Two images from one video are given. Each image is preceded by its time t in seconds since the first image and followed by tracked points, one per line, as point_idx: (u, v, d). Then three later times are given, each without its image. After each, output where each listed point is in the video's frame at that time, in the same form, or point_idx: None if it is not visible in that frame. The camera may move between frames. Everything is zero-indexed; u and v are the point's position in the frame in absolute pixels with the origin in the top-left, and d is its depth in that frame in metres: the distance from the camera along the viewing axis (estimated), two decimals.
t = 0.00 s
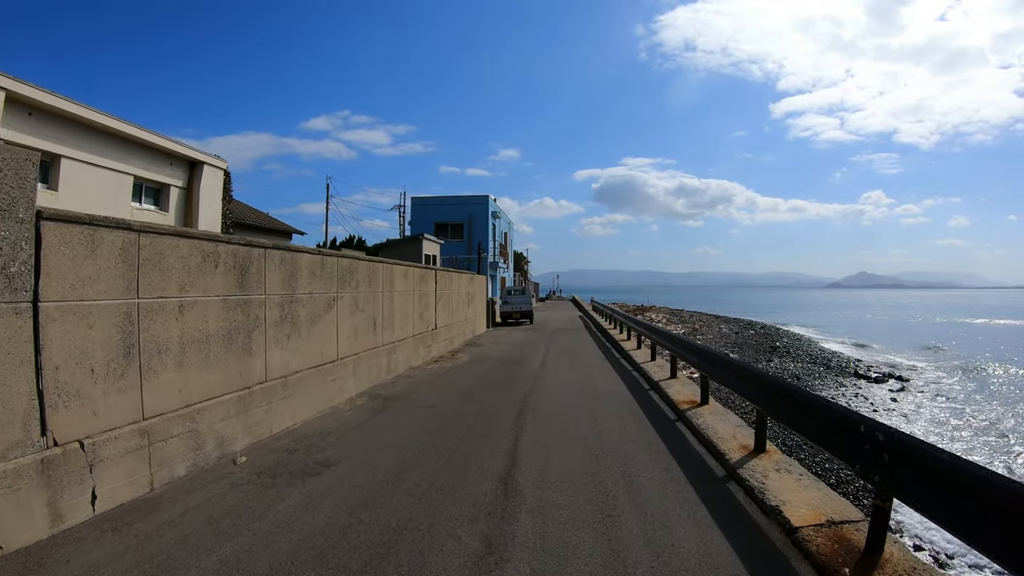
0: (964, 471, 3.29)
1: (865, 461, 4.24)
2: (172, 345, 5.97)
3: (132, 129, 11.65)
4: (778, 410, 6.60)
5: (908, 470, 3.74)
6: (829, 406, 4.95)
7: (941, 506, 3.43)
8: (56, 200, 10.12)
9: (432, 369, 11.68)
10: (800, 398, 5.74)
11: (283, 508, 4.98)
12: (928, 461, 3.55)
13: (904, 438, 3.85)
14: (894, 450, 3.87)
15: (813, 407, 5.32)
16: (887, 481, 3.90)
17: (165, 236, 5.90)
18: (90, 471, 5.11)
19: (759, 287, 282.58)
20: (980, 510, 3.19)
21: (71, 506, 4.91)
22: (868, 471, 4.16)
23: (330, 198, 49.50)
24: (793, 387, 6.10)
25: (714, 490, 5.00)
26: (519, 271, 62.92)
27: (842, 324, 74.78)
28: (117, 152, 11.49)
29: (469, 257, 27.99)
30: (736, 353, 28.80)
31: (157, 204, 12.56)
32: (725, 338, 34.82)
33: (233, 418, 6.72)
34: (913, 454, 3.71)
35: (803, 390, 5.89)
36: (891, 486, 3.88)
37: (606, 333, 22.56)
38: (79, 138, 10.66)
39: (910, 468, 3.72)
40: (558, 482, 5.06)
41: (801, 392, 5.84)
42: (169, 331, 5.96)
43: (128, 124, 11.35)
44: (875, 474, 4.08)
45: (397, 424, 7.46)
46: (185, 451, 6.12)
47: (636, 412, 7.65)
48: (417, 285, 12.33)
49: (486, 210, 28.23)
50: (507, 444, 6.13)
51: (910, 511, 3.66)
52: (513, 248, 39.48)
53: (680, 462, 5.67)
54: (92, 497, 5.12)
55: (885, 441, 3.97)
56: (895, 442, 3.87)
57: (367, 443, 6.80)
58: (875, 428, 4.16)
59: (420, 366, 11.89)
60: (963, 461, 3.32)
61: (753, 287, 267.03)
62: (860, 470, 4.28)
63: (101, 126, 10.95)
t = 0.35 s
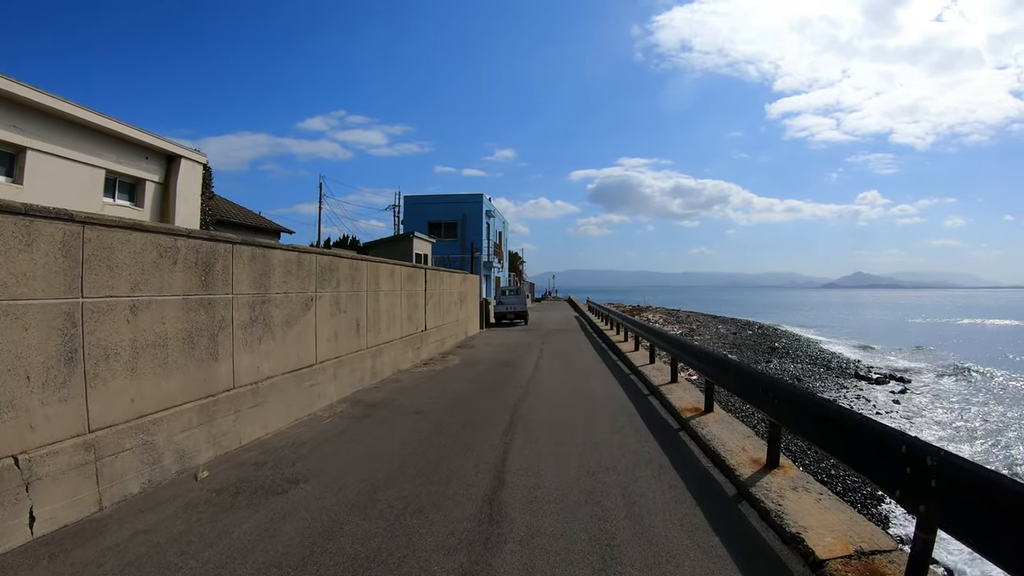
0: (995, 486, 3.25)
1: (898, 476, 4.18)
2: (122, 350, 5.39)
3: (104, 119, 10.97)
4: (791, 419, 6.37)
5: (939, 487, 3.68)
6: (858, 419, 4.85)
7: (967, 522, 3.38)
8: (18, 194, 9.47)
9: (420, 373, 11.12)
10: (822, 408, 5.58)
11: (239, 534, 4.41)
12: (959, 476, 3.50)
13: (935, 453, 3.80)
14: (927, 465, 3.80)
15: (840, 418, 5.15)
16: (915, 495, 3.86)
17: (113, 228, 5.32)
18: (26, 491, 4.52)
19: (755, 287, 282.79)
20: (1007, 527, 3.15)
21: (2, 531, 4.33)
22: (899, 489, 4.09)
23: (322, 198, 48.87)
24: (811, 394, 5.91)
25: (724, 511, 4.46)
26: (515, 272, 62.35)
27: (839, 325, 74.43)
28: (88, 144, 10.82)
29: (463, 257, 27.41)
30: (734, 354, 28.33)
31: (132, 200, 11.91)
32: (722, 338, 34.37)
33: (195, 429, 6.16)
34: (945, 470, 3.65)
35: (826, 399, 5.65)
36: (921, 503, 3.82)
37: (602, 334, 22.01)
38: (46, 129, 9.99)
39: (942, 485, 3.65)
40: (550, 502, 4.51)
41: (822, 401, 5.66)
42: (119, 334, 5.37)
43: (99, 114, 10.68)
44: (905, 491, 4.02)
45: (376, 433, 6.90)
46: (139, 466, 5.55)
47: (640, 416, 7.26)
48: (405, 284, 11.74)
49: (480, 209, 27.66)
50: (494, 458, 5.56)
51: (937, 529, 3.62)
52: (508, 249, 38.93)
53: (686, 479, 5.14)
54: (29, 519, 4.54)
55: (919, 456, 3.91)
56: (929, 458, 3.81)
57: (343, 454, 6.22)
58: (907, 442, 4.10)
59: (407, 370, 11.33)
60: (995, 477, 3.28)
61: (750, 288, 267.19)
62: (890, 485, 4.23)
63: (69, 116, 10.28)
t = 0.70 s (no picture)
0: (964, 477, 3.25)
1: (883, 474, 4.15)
2: (67, 355, 4.87)
3: (76, 111, 10.33)
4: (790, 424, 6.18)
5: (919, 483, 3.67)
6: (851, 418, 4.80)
7: (941, 514, 3.39)
8: None
9: (408, 376, 10.60)
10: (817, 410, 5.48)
11: (189, 563, 3.89)
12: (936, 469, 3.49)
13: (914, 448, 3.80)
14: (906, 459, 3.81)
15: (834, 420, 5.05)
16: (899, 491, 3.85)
17: (57, 220, 4.80)
18: None
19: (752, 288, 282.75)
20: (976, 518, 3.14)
21: None
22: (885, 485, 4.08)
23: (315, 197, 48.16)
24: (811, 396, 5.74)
25: (733, 540, 3.94)
26: (511, 272, 61.77)
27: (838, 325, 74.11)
28: (58, 136, 10.20)
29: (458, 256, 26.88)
30: (733, 355, 27.82)
31: (107, 195, 11.32)
32: (721, 340, 33.86)
33: (153, 441, 5.66)
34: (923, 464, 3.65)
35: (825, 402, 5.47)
36: (904, 500, 3.79)
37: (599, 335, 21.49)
38: (12, 121, 9.35)
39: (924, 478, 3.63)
40: (538, 529, 3.99)
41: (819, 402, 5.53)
42: (64, 337, 4.85)
43: (70, 105, 10.06)
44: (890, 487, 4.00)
45: (353, 444, 6.39)
46: (89, 481, 5.02)
47: (639, 423, 6.87)
48: (393, 284, 11.20)
49: (475, 208, 27.13)
50: (479, 475, 5.03)
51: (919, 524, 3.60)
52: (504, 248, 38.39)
53: (690, 500, 4.63)
54: None
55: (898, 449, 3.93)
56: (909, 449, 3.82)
57: (316, 467, 5.71)
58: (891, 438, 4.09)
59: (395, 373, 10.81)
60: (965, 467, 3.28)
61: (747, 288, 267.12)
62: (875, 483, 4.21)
63: (37, 107, 9.65)
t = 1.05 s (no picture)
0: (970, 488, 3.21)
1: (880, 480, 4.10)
2: None
3: (44, 101, 9.65)
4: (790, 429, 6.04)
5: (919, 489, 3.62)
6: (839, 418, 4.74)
7: (939, 519, 3.41)
8: None
9: (396, 381, 10.03)
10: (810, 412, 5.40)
11: None
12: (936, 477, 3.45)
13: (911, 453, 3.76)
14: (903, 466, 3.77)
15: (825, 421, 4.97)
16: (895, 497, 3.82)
17: None
18: None
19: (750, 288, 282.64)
20: (985, 530, 3.11)
21: None
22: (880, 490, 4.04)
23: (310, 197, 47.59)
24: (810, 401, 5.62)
25: None
26: (508, 272, 61.20)
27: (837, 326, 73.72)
28: (26, 129, 9.53)
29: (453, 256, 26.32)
30: (732, 357, 27.30)
31: (79, 191, 10.68)
32: (720, 341, 33.36)
33: (103, 458, 5.09)
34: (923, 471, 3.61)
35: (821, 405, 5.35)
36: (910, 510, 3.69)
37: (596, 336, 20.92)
38: None
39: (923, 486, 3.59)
40: (525, 570, 3.42)
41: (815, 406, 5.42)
42: None
43: (38, 95, 9.40)
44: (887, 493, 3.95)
45: (328, 459, 5.82)
46: (26, 505, 4.44)
47: (636, 432, 6.52)
48: (381, 284, 10.62)
49: (470, 206, 26.58)
50: (462, 500, 4.47)
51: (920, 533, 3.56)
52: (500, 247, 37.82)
53: (699, 528, 4.07)
54: None
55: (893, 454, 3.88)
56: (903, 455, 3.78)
57: (285, 487, 5.16)
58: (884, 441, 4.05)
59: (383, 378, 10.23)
60: (969, 477, 3.25)
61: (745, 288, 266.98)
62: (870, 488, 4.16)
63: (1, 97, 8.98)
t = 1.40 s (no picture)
0: (975, 485, 3.06)
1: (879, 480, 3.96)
2: None
3: (14, 89, 9.06)
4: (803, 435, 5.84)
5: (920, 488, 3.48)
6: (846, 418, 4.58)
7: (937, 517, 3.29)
8: None
9: (387, 385, 9.46)
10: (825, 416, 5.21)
11: None
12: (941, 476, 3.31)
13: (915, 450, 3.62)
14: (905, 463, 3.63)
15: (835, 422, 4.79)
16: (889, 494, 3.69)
17: None
18: None
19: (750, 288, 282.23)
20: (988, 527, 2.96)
21: None
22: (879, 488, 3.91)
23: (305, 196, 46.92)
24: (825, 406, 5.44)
25: None
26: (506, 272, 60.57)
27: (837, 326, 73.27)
28: None
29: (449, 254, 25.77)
30: (735, 358, 26.72)
31: (53, 183, 10.11)
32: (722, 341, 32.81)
33: (51, 474, 4.55)
34: (927, 470, 3.46)
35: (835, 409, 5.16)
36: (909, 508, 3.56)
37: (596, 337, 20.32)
38: None
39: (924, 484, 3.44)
40: None
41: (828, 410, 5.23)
42: None
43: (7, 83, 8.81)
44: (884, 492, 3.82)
45: (301, 474, 5.27)
46: None
47: (641, 435, 6.22)
48: (372, 282, 10.07)
49: (468, 204, 26.04)
50: (445, 525, 3.93)
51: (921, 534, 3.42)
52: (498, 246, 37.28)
53: (716, 559, 3.53)
54: None
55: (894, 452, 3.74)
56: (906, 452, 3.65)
57: (253, 506, 4.62)
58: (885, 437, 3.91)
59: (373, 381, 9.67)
60: (975, 475, 3.10)
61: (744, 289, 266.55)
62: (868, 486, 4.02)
63: None
